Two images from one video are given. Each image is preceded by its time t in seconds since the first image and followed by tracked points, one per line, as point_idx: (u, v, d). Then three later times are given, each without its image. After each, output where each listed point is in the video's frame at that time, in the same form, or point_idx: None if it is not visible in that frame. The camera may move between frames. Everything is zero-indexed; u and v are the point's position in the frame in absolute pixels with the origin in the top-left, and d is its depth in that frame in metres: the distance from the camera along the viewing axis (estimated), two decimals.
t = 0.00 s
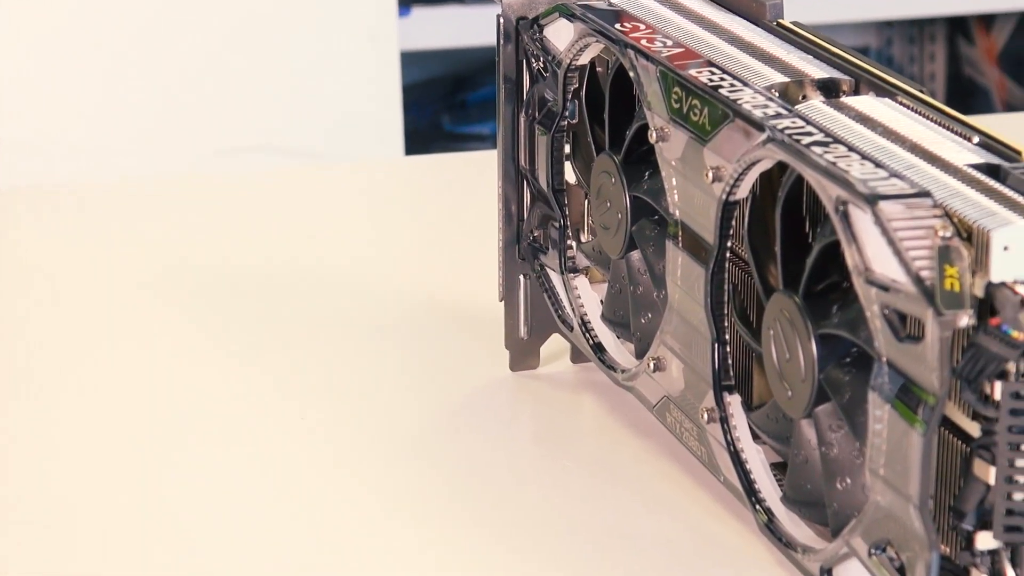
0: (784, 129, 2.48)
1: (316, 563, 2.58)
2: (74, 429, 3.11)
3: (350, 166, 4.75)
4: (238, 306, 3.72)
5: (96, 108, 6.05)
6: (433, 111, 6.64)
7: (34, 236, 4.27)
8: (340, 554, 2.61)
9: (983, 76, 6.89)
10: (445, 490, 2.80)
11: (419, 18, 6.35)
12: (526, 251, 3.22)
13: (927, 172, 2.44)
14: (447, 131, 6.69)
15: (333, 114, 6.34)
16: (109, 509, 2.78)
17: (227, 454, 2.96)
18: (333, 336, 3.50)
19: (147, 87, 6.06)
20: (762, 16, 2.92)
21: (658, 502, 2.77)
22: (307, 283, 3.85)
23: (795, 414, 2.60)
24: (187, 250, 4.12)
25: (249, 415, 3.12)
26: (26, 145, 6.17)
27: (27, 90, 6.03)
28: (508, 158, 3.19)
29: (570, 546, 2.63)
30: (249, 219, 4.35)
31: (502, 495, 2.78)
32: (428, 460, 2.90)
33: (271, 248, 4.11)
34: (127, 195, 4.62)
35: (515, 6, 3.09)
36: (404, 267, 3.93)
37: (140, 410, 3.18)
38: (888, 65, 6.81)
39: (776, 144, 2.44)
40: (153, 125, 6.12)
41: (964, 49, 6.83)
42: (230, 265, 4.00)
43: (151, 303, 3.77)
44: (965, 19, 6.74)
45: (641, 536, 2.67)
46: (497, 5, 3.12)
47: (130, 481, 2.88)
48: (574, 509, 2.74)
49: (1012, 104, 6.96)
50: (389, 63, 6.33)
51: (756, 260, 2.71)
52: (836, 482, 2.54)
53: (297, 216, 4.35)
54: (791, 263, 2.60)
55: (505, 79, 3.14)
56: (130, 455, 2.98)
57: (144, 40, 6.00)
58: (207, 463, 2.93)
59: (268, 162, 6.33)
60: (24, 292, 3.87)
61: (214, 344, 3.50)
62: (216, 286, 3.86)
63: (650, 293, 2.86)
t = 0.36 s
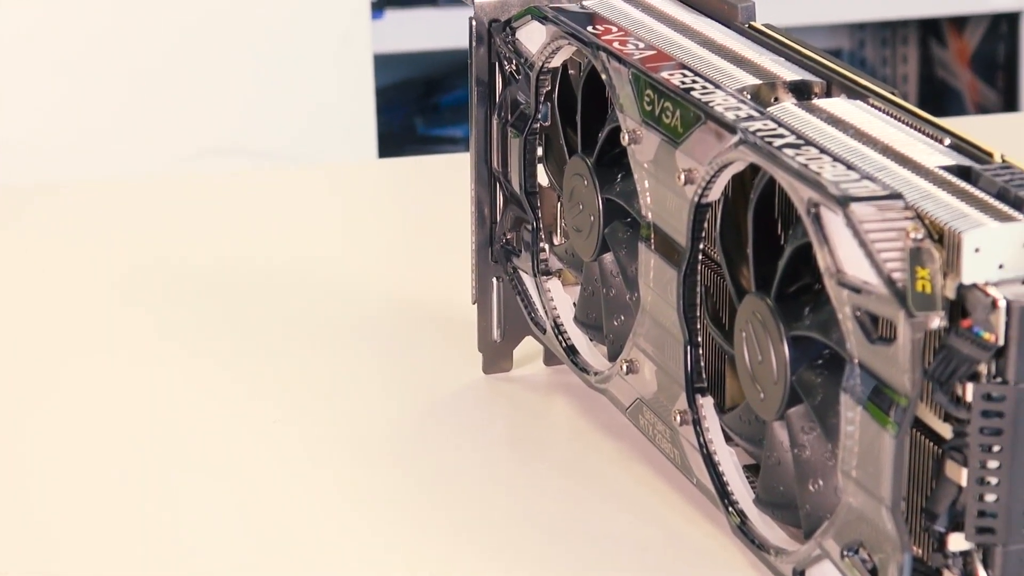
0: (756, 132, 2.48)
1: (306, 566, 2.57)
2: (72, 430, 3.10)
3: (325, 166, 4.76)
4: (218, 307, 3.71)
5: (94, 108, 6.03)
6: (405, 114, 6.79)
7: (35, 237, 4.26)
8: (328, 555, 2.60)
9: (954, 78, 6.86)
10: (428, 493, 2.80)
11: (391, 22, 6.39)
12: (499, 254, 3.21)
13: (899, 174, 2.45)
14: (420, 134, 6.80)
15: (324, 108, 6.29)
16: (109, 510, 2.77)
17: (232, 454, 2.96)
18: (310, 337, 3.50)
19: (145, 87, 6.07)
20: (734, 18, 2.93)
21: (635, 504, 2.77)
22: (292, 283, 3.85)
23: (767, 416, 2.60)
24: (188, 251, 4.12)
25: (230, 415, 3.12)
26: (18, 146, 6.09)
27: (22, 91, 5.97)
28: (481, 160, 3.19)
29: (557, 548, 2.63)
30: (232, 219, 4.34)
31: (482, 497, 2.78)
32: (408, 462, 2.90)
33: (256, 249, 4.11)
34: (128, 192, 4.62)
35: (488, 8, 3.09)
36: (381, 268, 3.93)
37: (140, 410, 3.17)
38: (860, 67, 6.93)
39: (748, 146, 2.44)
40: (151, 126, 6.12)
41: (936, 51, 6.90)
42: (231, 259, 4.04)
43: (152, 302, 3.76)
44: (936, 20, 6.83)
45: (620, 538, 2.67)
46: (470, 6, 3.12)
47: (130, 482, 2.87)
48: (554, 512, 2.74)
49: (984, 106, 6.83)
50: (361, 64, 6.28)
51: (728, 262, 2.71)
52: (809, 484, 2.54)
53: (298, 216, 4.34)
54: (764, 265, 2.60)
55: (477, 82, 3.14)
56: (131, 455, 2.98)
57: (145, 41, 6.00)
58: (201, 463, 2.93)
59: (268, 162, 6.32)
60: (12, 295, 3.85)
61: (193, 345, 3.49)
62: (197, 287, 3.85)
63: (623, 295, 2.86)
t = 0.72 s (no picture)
0: (736, 133, 2.48)
1: (294, 567, 2.58)
2: (72, 430, 3.10)
3: (309, 168, 4.75)
4: (205, 309, 3.71)
5: (94, 108, 5.96)
6: (388, 115, 6.85)
7: (34, 237, 4.26)
8: (314, 556, 2.61)
9: (935, 80, 6.90)
10: (412, 494, 2.80)
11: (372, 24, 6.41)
12: (479, 255, 3.21)
13: (878, 175, 2.45)
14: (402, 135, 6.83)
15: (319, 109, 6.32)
16: (109, 510, 2.78)
17: (230, 454, 2.96)
18: (295, 339, 3.50)
19: (147, 87, 6.04)
20: (715, 19, 2.94)
21: (617, 505, 2.77)
22: (283, 282, 3.87)
23: (747, 417, 2.60)
24: (187, 250, 4.12)
25: (216, 417, 3.12)
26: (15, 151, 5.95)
27: (21, 93, 5.89)
28: (461, 162, 3.18)
29: (545, 548, 2.64)
30: (220, 220, 4.34)
31: (467, 499, 2.78)
32: (393, 464, 2.90)
33: (245, 250, 4.11)
34: (130, 190, 4.62)
35: (468, 11, 3.06)
36: (367, 270, 3.94)
37: (140, 410, 3.17)
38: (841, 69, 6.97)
39: (728, 148, 2.45)
40: (152, 127, 6.04)
41: (916, 53, 6.92)
42: (233, 258, 4.05)
43: (155, 301, 3.77)
44: (915, 22, 6.86)
45: (603, 539, 2.67)
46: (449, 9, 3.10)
47: (129, 482, 2.88)
48: (537, 513, 2.74)
49: (963, 107, 6.90)
50: (341, 69, 6.32)
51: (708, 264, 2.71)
52: (789, 485, 2.55)
53: (297, 216, 4.34)
54: (744, 267, 2.60)
55: (456, 83, 3.13)
56: (131, 455, 2.98)
57: (148, 42, 6.00)
58: (196, 463, 2.93)
59: (264, 163, 6.29)
60: (6, 296, 3.85)
61: (180, 347, 3.49)
62: (185, 288, 3.85)
63: (603, 297, 2.86)
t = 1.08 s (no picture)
0: (714, 130, 2.48)
1: (282, 567, 2.56)
2: (72, 430, 3.09)
3: (292, 167, 4.74)
4: (189, 308, 3.69)
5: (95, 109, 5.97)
6: (366, 114, 6.89)
7: (32, 238, 4.24)
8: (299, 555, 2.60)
9: (914, 76, 6.91)
10: (397, 494, 2.79)
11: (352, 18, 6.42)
12: (458, 253, 3.21)
13: (856, 172, 2.45)
14: (380, 133, 6.88)
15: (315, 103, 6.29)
16: (110, 510, 2.77)
17: (228, 453, 2.95)
18: (279, 338, 3.49)
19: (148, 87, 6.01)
20: (692, 16, 2.94)
21: (598, 504, 2.77)
22: (270, 279, 3.86)
23: (726, 414, 2.61)
24: (187, 250, 4.09)
25: (201, 417, 3.11)
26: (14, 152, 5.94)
27: (22, 93, 5.90)
28: (440, 159, 3.18)
29: (529, 548, 2.63)
30: (207, 219, 4.32)
31: (450, 498, 2.77)
32: (377, 464, 2.89)
33: (232, 249, 4.09)
34: (127, 190, 4.60)
35: (447, 7, 3.07)
36: (358, 267, 3.93)
37: (138, 410, 3.16)
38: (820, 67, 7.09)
39: (706, 145, 2.45)
40: (151, 125, 6.04)
41: (897, 50, 7.01)
42: (232, 258, 4.02)
43: (156, 300, 3.75)
44: (896, 20, 6.98)
45: (585, 538, 2.67)
46: (427, 6, 3.10)
47: (129, 482, 2.86)
48: (519, 512, 2.73)
49: (942, 105, 6.86)
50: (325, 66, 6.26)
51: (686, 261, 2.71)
52: (768, 482, 2.55)
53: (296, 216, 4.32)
54: (723, 263, 2.61)
55: (435, 81, 3.12)
56: (130, 456, 2.97)
57: (147, 41, 5.97)
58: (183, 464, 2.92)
59: (264, 164, 6.23)
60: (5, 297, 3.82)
61: (164, 346, 3.47)
62: (171, 288, 3.84)
63: (582, 294, 2.87)
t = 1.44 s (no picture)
0: (693, 127, 2.48)
1: (270, 567, 2.56)
2: (72, 430, 3.07)
3: (275, 167, 4.73)
4: (174, 308, 3.68)
5: (95, 108, 5.94)
6: (346, 111, 6.76)
7: (32, 237, 4.22)
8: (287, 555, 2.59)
9: (894, 73, 6.84)
10: (382, 493, 2.78)
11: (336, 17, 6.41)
12: (438, 250, 3.21)
13: (835, 169, 2.45)
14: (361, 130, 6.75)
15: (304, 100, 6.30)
16: (110, 509, 2.76)
17: (225, 452, 2.94)
18: (261, 337, 3.48)
19: (147, 86, 6.00)
20: (671, 14, 2.95)
21: (580, 502, 2.77)
22: (255, 279, 3.85)
23: (705, 411, 2.61)
24: (187, 250, 4.07)
25: (185, 416, 3.10)
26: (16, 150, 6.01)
27: (23, 94, 5.92)
28: (419, 156, 3.18)
29: (515, 546, 2.63)
30: (193, 219, 4.31)
31: (434, 497, 2.77)
32: (360, 463, 2.88)
33: (218, 248, 4.08)
34: (128, 190, 4.58)
35: (426, 4, 3.08)
36: (348, 266, 3.92)
37: (137, 410, 3.14)
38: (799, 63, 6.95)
39: (685, 142, 2.45)
40: (151, 124, 6.01)
41: (875, 46, 6.89)
42: (233, 259, 4.00)
43: (162, 300, 3.73)
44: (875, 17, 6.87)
45: (568, 536, 2.67)
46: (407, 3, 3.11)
47: (129, 482, 2.85)
48: (502, 510, 2.73)
49: (922, 101, 6.87)
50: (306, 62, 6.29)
51: (666, 259, 2.71)
52: (748, 479, 2.55)
53: (288, 215, 4.31)
54: (702, 259, 2.61)
55: (415, 79, 3.13)
56: (130, 456, 2.95)
57: (147, 41, 5.97)
58: (170, 464, 2.91)
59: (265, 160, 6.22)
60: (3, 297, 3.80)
61: (149, 346, 3.46)
62: (156, 287, 3.83)
63: (562, 291, 2.87)
